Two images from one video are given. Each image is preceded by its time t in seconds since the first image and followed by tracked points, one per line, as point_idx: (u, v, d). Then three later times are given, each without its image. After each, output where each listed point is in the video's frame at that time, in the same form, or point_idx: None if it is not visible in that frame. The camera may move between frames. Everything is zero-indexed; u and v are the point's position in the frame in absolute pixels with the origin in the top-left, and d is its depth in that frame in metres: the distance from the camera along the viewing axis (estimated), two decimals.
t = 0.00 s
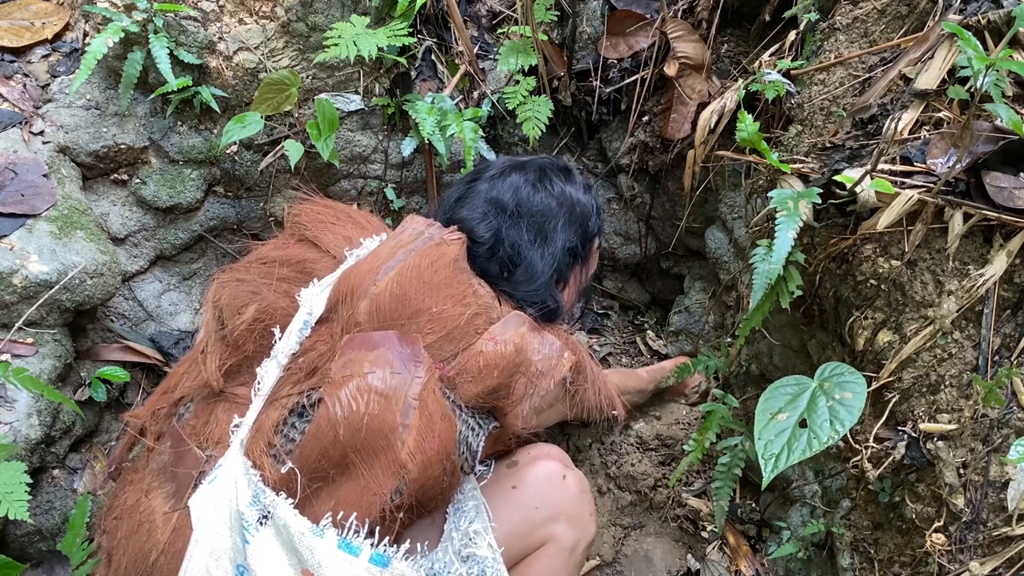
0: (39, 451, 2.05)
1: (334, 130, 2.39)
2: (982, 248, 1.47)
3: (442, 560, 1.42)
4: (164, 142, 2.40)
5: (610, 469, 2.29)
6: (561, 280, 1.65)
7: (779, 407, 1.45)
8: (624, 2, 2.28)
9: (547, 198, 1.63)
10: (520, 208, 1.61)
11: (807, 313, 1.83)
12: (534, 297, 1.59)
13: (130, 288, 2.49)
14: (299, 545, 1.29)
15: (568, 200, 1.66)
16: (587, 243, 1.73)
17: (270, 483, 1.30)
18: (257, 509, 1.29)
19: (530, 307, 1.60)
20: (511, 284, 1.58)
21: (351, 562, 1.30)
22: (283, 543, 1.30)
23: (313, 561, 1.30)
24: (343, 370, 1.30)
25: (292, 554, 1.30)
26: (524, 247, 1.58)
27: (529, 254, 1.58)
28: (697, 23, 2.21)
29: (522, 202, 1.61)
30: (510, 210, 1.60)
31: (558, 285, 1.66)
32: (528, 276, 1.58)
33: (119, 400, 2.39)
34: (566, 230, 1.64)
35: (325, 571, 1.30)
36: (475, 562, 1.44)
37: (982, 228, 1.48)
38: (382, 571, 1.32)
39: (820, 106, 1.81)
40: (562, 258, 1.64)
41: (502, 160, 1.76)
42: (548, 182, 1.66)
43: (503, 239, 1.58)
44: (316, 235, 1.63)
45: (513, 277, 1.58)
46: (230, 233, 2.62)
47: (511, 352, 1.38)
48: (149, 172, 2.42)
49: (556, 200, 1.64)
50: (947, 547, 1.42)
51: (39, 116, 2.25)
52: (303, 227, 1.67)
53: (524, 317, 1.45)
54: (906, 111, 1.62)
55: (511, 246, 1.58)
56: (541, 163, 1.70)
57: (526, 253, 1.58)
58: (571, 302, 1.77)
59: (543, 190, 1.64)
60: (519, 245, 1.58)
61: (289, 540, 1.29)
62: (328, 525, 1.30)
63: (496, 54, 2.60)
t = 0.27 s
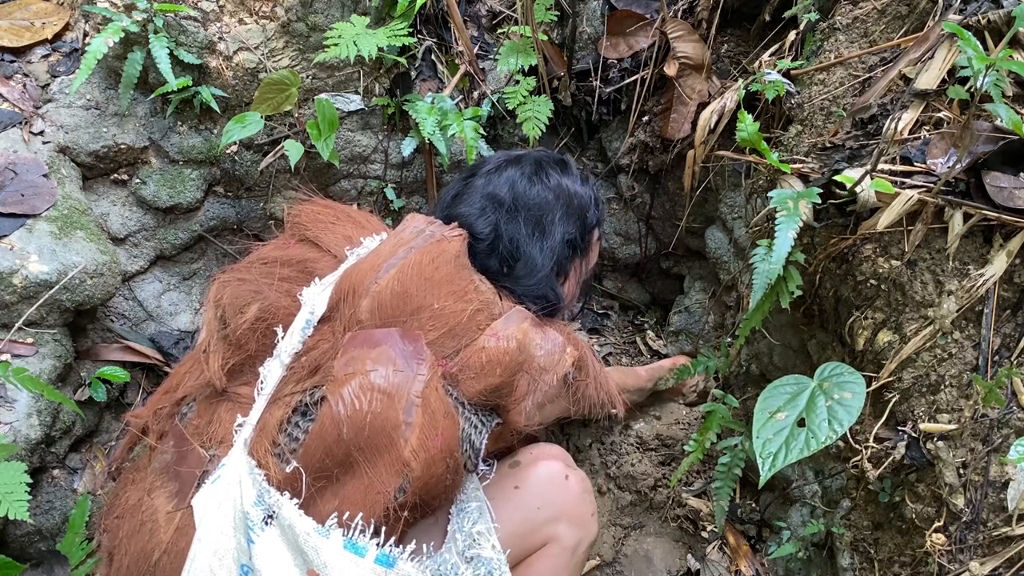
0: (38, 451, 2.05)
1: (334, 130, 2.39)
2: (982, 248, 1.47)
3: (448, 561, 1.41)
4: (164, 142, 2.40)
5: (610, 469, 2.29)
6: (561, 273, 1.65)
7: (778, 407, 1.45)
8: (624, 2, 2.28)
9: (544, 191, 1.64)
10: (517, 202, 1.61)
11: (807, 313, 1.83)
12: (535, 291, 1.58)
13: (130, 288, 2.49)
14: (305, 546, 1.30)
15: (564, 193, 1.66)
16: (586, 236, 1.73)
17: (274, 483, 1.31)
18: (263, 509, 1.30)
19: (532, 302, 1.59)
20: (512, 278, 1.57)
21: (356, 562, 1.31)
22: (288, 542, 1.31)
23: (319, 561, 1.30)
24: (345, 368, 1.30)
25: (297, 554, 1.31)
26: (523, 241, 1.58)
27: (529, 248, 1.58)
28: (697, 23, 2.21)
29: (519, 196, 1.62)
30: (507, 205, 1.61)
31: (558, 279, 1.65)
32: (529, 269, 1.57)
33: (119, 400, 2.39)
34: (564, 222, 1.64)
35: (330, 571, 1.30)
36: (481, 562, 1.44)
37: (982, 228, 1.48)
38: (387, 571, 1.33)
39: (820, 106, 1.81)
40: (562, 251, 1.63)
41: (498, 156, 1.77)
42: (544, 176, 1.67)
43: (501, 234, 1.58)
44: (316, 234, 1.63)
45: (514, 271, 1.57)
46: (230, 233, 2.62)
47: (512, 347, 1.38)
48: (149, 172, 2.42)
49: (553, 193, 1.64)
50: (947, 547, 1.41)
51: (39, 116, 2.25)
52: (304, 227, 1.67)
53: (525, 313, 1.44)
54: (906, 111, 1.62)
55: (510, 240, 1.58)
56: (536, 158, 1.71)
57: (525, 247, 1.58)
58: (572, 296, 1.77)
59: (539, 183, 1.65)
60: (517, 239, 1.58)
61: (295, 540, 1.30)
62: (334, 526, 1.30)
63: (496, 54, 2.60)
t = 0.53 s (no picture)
0: (38, 451, 2.05)
1: (334, 130, 2.39)
2: (982, 248, 1.47)
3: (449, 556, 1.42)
4: (164, 142, 2.40)
5: (610, 469, 2.29)
6: (557, 266, 1.64)
7: (779, 407, 1.45)
8: (624, 2, 2.28)
9: (539, 184, 1.63)
10: (512, 195, 1.60)
11: (807, 313, 1.83)
12: (532, 283, 1.58)
13: (130, 288, 2.49)
14: (308, 541, 1.30)
15: (560, 185, 1.65)
16: (582, 228, 1.72)
17: (275, 478, 1.31)
18: (264, 505, 1.30)
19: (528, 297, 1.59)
20: (507, 271, 1.57)
21: (360, 557, 1.32)
22: (290, 538, 1.32)
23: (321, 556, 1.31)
24: (344, 362, 1.30)
25: (300, 549, 1.32)
26: (518, 234, 1.58)
27: (524, 240, 1.57)
28: (697, 24, 2.21)
29: (514, 189, 1.61)
30: (502, 197, 1.60)
31: (554, 272, 1.65)
32: (524, 261, 1.57)
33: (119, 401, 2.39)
34: (559, 215, 1.63)
35: (333, 566, 1.31)
36: (486, 558, 1.44)
37: (982, 228, 1.48)
38: (390, 566, 1.35)
39: (820, 106, 1.81)
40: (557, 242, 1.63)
41: (494, 149, 1.76)
42: (539, 169, 1.66)
43: (496, 227, 1.58)
44: (314, 232, 1.63)
45: (508, 264, 1.57)
46: (230, 233, 2.62)
47: (511, 339, 1.37)
48: (149, 172, 2.42)
49: (549, 185, 1.63)
50: (947, 547, 1.41)
51: (39, 116, 2.25)
52: (301, 225, 1.66)
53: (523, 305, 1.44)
54: (906, 111, 1.62)
55: (505, 233, 1.57)
56: (532, 151, 1.70)
57: (520, 239, 1.58)
58: (568, 288, 1.77)
59: (534, 176, 1.64)
60: (513, 231, 1.57)
61: (297, 535, 1.31)
62: (337, 521, 1.30)
63: (496, 54, 2.60)
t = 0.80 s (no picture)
0: (38, 451, 2.06)
1: (334, 130, 2.39)
2: (982, 248, 1.47)
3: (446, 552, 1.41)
4: (164, 142, 2.40)
5: (610, 469, 2.29)
6: (553, 260, 1.64)
7: (779, 408, 1.45)
8: (624, 2, 2.28)
9: (535, 178, 1.63)
10: (508, 189, 1.61)
11: (807, 313, 1.83)
12: (528, 279, 1.58)
13: (130, 288, 2.49)
14: (304, 538, 1.30)
15: (556, 179, 1.66)
16: (579, 223, 1.72)
17: (271, 475, 1.31)
18: (261, 502, 1.29)
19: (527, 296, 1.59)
20: (504, 266, 1.57)
21: (357, 553, 1.32)
22: (287, 535, 1.31)
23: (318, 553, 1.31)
24: (338, 359, 1.30)
25: (297, 546, 1.31)
26: (515, 228, 1.58)
27: (520, 234, 1.58)
28: (697, 24, 2.21)
29: (510, 183, 1.62)
30: (499, 192, 1.61)
31: (551, 267, 1.65)
32: (520, 255, 1.57)
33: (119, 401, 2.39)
34: (556, 209, 1.64)
35: (330, 563, 1.31)
36: (484, 555, 1.42)
37: (982, 228, 1.48)
38: (387, 562, 1.34)
39: (820, 106, 1.81)
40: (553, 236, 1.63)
41: (490, 145, 1.77)
42: (535, 163, 1.66)
43: (492, 221, 1.58)
44: (311, 232, 1.63)
45: (505, 259, 1.57)
46: (230, 233, 2.62)
47: (504, 334, 1.37)
48: (149, 172, 2.42)
49: (544, 179, 1.64)
50: (947, 547, 1.41)
51: (39, 116, 2.25)
52: (297, 225, 1.66)
53: (518, 299, 1.43)
54: (906, 110, 1.62)
55: (502, 228, 1.58)
56: (528, 146, 1.71)
57: (516, 234, 1.58)
58: (564, 284, 1.76)
59: (531, 170, 1.65)
60: (509, 226, 1.58)
61: (294, 533, 1.31)
62: (333, 518, 1.30)
63: (496, 54, 2.60)
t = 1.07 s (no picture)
0: (38, 451, 2.06)
1: (334, 129, 2.39)
2: (982, 248, 1.47)
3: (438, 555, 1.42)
4: (164, 142, 2.40)
5: (610, 469, 2.29)
6: (550, 256, 1.65)
7: (779, 408, 1.45)
8: (624, 2, 2.28)
9: (531, 174, 1.64)
10: (505, 185, 1.62)
11: (807, 313, 1.83)
12: (525, 276, 1.59)
13: (130, 288, 2.49)
14: (296, 541, 1.30)
15: (553, 175, 1.66)
16: (577, 218, 1.72)
17: (264, 477, 1.31)
18: (254, 504, 1.30)
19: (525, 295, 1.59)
20: (501, 263, 1.58)
21: (349, 556, 1.32)
22: (280, 538, 1.31)
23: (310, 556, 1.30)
24: (332, 361, 1.30)
25: (289, 549, 1.31)
26: (511, 225, 1.58)
27: (516, 231, 1.58)
28: (697, 24, 2.21)
29: (507, 179, 1.62)
30: (496, 188, 1.61)
31: (548, 264, 1.66)
32: (516, 251, 1.57)
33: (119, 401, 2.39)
34: (552, 204, 1.64)
35: (321, 565, 1.30)
36: (475, 558, 1.43)
37: (982, 228, 1.48)
38: (377, 565, 1.34)
39: (820, 106, 1.81)
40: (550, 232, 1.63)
41: (487, 140, 1.77)
42: (532, 158, 1.67)
43: (489, 218, 1.59)
44: (307, 232, 1.63)
45: (501, 255, 1.58)
46: (230, 233, 2.62)
47: (499, 335, 1.37)
48: (149, 172, 2.42)
49: (541, 175, 1.64)
50: (947, 547, 1.41)
51: (39, 116, 2.25)
52: (293, 225, 1.66)
53: (514, 300, 1.45)
54: (906, 110, 1.62)
55: (498, 224, 1.58)
56: (525, 141, 1.71)
57: (513, 230, 1.58)
58: (561, 281, 1.77)
59: (528, 166, 1.65)
60: (505, 223, 1.58)
61: (286, 535, 1.30)
62: (325, 520, 1.31)
63: (496, 54, 2.60)
